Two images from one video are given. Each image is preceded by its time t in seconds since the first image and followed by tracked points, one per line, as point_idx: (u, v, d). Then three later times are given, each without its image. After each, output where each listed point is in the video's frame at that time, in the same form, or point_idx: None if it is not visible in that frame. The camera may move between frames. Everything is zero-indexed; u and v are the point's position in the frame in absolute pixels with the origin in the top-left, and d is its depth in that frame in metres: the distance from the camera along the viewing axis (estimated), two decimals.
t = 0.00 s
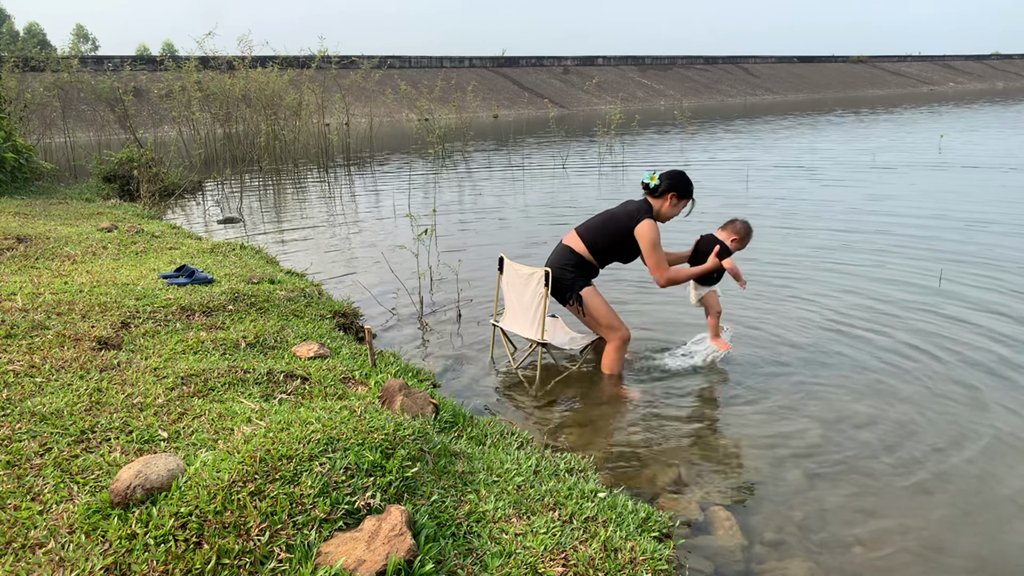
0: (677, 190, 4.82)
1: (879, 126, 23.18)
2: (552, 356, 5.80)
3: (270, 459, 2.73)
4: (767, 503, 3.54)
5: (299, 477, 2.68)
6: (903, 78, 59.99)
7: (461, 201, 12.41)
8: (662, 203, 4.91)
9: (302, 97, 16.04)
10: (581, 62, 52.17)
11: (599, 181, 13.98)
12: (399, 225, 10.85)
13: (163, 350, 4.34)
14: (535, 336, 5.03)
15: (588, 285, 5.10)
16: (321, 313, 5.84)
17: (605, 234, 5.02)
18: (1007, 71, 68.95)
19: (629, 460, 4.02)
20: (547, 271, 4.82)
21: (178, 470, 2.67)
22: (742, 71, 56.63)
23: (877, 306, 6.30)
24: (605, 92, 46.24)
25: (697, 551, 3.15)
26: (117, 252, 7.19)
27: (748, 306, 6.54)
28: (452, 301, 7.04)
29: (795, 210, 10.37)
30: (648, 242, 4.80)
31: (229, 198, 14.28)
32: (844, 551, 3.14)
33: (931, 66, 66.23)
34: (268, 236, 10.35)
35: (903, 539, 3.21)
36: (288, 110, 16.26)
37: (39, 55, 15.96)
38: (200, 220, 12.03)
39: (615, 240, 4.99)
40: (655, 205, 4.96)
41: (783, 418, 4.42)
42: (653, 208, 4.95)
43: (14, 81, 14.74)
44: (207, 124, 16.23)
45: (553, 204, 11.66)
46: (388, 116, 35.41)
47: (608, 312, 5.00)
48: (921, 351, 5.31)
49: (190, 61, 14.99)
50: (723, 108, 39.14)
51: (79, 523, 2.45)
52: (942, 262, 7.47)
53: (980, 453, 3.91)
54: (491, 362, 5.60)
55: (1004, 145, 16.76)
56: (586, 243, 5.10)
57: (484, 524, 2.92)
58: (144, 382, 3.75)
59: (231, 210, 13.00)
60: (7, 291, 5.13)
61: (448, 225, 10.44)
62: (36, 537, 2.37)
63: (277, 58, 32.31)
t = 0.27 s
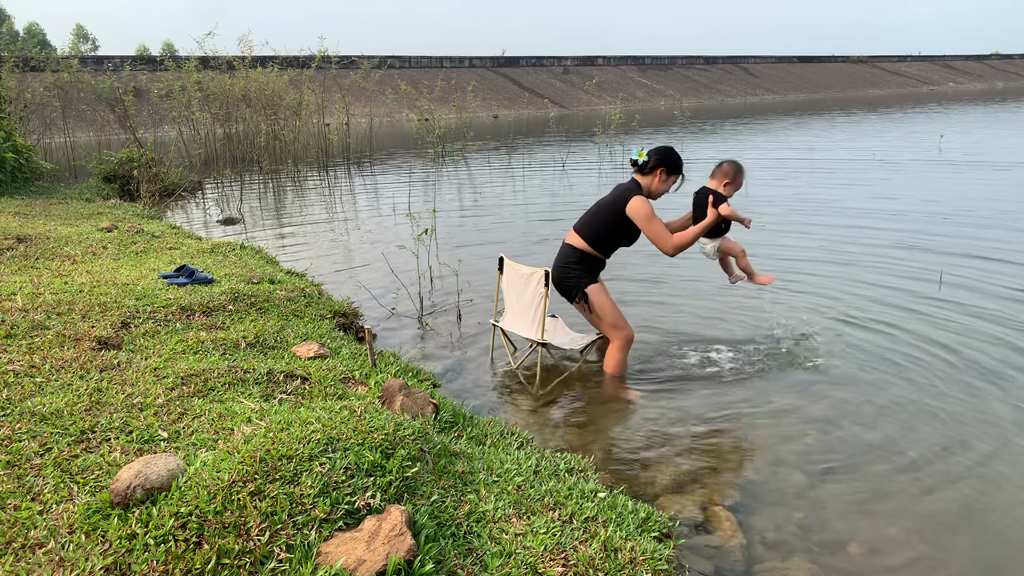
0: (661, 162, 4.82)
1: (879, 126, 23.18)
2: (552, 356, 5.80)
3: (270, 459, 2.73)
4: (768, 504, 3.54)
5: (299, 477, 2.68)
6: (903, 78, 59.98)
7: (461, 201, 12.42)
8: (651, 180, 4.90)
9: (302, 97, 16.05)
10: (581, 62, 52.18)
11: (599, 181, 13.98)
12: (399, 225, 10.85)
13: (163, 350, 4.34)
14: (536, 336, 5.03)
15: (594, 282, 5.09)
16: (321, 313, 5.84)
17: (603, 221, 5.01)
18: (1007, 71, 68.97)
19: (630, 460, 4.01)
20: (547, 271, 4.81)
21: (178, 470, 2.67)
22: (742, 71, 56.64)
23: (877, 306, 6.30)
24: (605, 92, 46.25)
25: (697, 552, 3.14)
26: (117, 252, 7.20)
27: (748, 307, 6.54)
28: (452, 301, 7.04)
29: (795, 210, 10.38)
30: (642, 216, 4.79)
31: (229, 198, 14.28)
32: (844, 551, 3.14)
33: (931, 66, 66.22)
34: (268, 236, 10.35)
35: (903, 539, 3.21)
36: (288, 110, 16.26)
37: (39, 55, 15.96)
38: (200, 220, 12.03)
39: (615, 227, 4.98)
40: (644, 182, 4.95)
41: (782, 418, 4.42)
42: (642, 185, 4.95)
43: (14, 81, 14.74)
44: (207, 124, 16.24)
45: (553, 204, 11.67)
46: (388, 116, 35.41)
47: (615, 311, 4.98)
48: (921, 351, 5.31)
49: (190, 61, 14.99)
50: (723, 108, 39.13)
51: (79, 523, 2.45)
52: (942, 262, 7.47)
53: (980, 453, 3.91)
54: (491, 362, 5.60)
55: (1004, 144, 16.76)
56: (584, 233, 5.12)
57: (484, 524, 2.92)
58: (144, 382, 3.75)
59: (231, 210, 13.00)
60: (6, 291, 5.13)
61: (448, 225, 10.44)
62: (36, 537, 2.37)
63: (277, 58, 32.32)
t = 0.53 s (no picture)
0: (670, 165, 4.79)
1: (879, 126, 23.17)
2: (552, 356, 5.79)
3: (270, 459, 2.73)
4: (768, 504, 3.54)
5: (299, 477, 2.68)
6: (903, 78, 59.97)
7: (461, 201, 12.41)
8: (657, 182, 4.87)
9: (302, 97, 16.04)
10: (581, 62, 52.18)
11: (599, 181, 13.98)
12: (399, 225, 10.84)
13: (163, 350, 4.34)
14: (535, 336, 5.03)
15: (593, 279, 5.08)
16: (321, 313, 5.84)
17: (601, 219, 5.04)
18: (1007, 71, 68.97)
19: (630, 460, 4.01)
20: (547, 271, 4.80)
21: (178, 470, 2.67)
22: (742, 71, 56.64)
23: (877, 306, 6.29)
24: (605, 92, 46.24)
25: (697, 552, 3.14)
26: (117, 252, 7.19)
27: (748, 306, 6.54)
28: (452, 301, 7.04)
29: (795, 210, 10.37)
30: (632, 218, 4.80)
31: (229, 198, 14.28)
32: (844, 551, 3.14)
33: (931, 66, 66.21)
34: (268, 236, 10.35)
35: (902, 539, 3.21)
36: (288, 110, 16.26)
37: (39, 55, 15.95)
38: (200, 220, 12.03)
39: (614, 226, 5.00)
40: (648, 184, 4.92)
41: (783, 418, 4.42)
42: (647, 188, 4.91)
43: (14, 81, 14.74)
44: (207, 123, 16.24)
45: (553, 204, 11.67)
46: (388, 117, 35.40)
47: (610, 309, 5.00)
48: (921, 351, 5.31)
49: (190, 61, 14.99)
50: (723, 108, 39.11)
51: (79, 523, 2.45)
52: (942, 262, 7.46)
53: (980, 453, 3.91)
54: (491, 362, 5.59)
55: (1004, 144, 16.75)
56: (586, 232, 5.11)
57: (484, 524, 2.92)
58: (145, 382, 3.75)
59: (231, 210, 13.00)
60: (6, 291, 5.12)
61: (448, 225, 10.44)
62: (36, 537, 2.37)
63: (277, 58, 32.32)
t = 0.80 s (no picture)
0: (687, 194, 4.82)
1: (879, 126, 23.16)
2: (552, 356, 5.80)
3: (270, 459, 2.73)
4: (767, 503, 3.54)
5: (299, 477, 2.68)
6: (903, 78, 59.96)
7: (461, 201, 12.41)
8: (670, 208, 4.90)
9: (302, 97, 16.04)
10: (581, 62, 52.18)
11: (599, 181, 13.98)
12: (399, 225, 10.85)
13: (163, 350, 4.34)
14: (535, 336, 5.03)
15: (588, 276, 5.07)
16: (321, 313, 5.84)
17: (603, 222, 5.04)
18: (1007, 70, 68.94)
19: (630, 459, 4.02)
20: (547, 271, 4.80)
21: (178, 470, 2.67)
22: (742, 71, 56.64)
23: (875, 306, 6.30)
24: (605, 92, 46.24)
25: (696, 551, 3.14)
26: (117, 252, 7.19)
27: (748, 306, 6.54)
28: (452, 301, 7.04)
29: (795, 210, 10.37)
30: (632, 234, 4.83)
31: (229, 199, 14.29)
32: (844, 550, 3.14)
33: (931, 66, 66.22)
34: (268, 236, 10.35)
35: (902, 539, 3.21)
36: (288, 110, 16.26)
37: (39, 55, 15.96)
38: (200, 220, 12.03)
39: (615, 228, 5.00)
40: (662, 209, 4.94)
41: (782, 418, 4.42)
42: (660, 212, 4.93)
43: (14, 82, 14.75)
44: (207, 123, 16.24)
45: (553, 204, 11.66)
46: (388, 117, 35.41)
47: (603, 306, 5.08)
48: (920, 351, 5.31)
49: (190, 61, 14.99)
50: (723, 108, 39.07)
51: (79, 523, 2.45)
52: (942, 262, 7.46)
53: (979, 453, 3.91)
54: (490, 362, 5.59)
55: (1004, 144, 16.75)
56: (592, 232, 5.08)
57: (484, 524, 2.92)
58: (145, 382, 3.75)
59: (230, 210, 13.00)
60: (6, 291, 5.12)
61: (448, 225, 10.43)
62: (36, 537, 2.37)
63: (277, 58, 32.30)
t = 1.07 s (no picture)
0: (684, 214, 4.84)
1: (879, 126, 23.16)
2: (552, 356, 5.80)
3: (270, 459, 2.73)
4: (768, 504, 3.53)
5: (299, 477, 2.68)
6: (903, 78, 59.96)
7: (461, 201, 12.42)
8: (666, 226, 4.91)
9: (302, 97, 16.04)
10: (581, 62, 52.20)
11: (599, 181, 13.98)
12: (399, 225, 10.85)
13: (163, 350, 4.34)
14: (536, 336, 5.02)
15: (588, 285, 5.07)
16: (321, 313, 5.84)
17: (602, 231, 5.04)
18: (1007, 70, 68.94)
19: (630, 460, 4.02)
20: (547, 271, 4.80)
21: (178, 470, 2.67)
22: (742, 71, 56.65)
23: (876, 306, 6.29)
24: (605, 92, 46.25)
25: (696, 552, 3.14)
26: (117, 252, 7.19)
27: (748, 306, 6.53)
28: (452, 301, 7.04)
29: (795, 210, 10.37)
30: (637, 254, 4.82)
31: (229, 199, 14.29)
32: (844, 551, 3.14)
33: (931, 65, 66.20)
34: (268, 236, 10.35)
35: (902, 539, 3.21)
36: (288, 110, 16.27)
37: (39, 55, 15.96)
38: (200, 220, 12.03)
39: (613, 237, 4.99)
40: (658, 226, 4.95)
41: (783, 418, 4.42)
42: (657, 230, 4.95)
43: (14, 81, 14.74)
44: (207, 123, 16.24)
45: (553, 204, 11.66)
46: (388, 116, 35.42)
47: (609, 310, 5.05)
48: (920, 351, 5.30)
49: (190, 61, 14.99)
50: (723, 108, 39.05)
51: (79, 523, 2.45)
52: (942, 262, 7.46)
53: (980, 453, 3.91)
54: (490, 362, 5.60)
55: (1004, 144, 16.75)
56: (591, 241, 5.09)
57: (484, 524, 2.92)
58: (144, 382, 3.75)
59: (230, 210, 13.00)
60: (6, 291, 5.12)
61: (448, 225, 10.43)
62: (36, 537, 2.37)
63: (277, 58, 32.32)
